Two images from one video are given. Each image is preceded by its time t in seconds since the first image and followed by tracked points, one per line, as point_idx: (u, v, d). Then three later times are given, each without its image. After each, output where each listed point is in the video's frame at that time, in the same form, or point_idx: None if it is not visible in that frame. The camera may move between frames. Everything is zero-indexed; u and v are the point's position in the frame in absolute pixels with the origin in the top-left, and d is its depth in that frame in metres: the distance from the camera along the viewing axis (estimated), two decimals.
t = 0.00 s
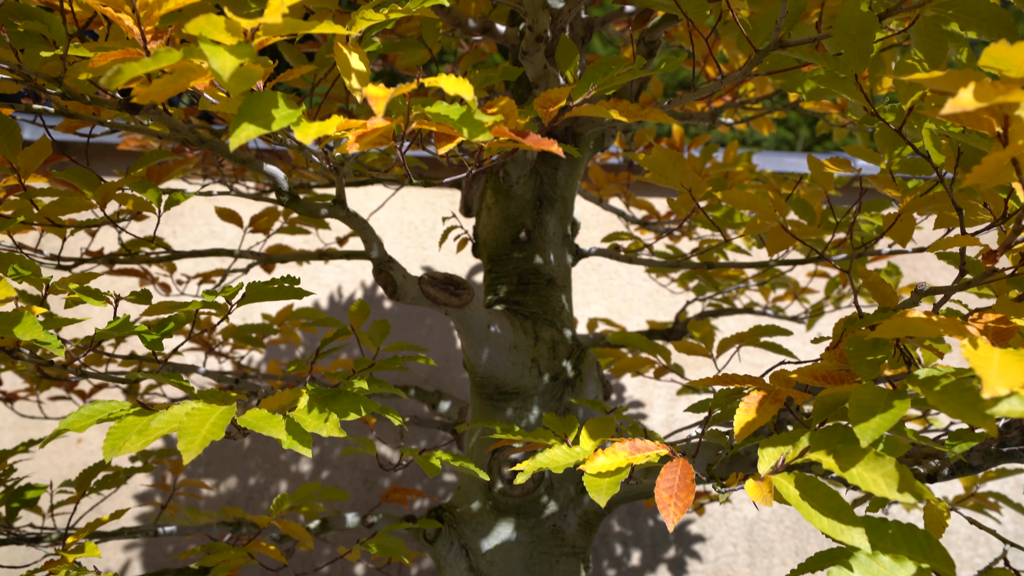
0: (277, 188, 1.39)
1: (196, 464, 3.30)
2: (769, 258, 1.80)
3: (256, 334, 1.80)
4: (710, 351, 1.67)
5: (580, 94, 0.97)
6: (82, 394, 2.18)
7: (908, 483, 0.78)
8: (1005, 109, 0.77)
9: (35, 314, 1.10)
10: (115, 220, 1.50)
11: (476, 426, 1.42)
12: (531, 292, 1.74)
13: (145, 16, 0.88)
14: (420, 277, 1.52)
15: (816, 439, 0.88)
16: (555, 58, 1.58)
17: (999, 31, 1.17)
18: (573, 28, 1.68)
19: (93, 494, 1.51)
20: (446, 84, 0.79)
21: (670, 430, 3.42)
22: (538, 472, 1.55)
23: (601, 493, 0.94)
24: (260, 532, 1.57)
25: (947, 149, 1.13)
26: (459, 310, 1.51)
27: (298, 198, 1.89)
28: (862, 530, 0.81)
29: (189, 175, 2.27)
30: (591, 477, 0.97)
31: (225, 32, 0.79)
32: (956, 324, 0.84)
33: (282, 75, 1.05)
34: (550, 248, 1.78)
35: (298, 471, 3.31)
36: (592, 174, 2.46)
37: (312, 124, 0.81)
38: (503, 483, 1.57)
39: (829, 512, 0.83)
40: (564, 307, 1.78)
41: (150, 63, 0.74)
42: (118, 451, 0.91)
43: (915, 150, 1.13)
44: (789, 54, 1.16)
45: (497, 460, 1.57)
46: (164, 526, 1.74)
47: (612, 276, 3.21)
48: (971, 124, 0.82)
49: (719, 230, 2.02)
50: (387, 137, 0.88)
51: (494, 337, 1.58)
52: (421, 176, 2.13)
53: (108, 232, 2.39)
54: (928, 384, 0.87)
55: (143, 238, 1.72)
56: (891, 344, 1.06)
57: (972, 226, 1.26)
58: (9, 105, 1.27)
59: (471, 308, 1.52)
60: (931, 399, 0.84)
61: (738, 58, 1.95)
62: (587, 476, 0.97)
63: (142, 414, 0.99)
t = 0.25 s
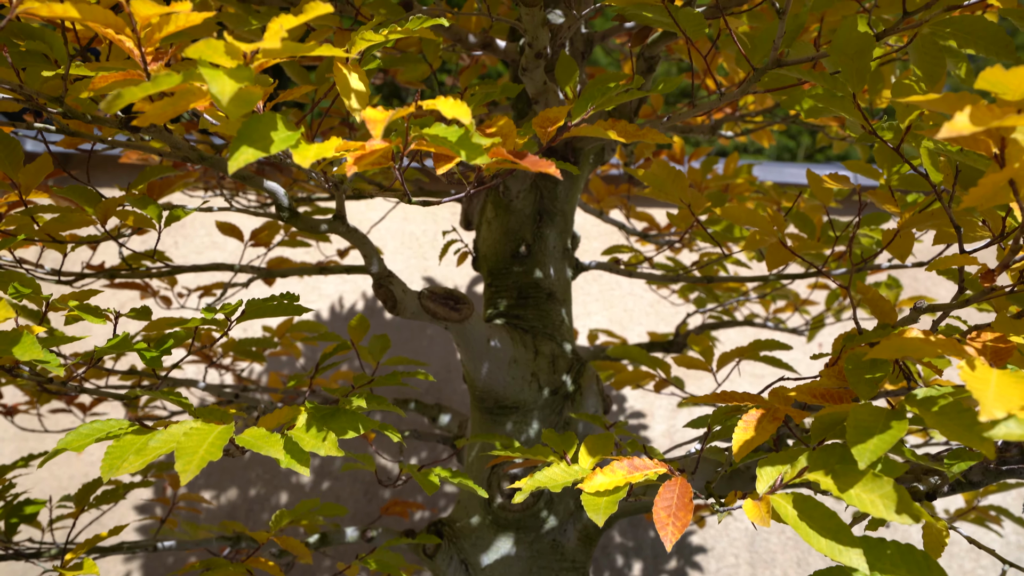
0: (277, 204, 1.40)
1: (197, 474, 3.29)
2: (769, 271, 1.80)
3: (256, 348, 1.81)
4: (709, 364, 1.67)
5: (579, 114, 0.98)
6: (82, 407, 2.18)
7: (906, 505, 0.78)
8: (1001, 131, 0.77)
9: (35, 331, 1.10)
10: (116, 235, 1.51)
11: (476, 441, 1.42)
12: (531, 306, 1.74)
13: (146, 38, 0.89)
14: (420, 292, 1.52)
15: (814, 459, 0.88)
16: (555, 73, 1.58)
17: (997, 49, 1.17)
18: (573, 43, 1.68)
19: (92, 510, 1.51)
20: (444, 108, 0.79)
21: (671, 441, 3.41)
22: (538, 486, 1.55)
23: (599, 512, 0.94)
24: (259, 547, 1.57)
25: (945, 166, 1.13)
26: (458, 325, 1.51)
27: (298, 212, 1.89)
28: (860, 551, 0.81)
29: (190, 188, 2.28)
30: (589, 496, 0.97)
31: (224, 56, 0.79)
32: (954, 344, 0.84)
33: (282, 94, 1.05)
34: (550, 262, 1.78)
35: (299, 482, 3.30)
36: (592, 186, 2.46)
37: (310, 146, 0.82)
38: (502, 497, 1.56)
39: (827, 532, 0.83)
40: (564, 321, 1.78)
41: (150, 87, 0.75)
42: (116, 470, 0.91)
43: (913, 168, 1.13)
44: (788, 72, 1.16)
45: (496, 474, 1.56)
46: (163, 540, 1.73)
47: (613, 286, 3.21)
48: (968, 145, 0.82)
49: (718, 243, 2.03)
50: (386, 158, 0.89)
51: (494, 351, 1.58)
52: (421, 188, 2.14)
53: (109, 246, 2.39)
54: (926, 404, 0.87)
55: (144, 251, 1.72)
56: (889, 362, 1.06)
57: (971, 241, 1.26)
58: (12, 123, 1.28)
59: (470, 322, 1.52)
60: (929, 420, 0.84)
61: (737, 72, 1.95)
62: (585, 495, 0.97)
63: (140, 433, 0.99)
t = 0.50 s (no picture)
0: (276, 213, 1.40)
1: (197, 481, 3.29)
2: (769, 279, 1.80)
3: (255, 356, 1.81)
4: (709, 372, 1.66)
5: (577, 125, 0.98)
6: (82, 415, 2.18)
7: (907, 518, 0.78)
8: (999, 144, 0.78)
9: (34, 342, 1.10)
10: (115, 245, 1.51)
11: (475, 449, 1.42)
12: (531, 314, 1.74)
13: (144, 51, 0.89)
14: (419, 300, 1.52)
15: (813, 471, 0.88)
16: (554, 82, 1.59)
17: (995, 58, 1.18)
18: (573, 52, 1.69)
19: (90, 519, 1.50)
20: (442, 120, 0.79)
21: (671, 447, 3.40)
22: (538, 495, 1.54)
23: (598, 524, 0.94)
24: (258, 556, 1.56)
25: (943, 177, 1.14)
26: (458, 333, 1.51)
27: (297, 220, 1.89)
28: (860, 563, 0.80)
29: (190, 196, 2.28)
30: (589, 507, 0.97)
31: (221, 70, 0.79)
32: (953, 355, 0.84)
33: (280, 106, 1.06)
34: (549, 270, 1.78)
35: (299, 488, 3.30)
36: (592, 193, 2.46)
37: (308, 159, 0.82)
38: (502, 506, 1.56)
39: (827, 545, 0.83)
40: (563, 328, 1.78)
41: (147, 100, 0.75)
42: (114, 483, 0.90)
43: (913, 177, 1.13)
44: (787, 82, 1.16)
45: (496, 483, 1.56)
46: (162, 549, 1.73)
47: (613, 292, 3.21)
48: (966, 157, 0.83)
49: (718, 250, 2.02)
50: (384, 170, 0.89)
51: (494, 359, 1.58)
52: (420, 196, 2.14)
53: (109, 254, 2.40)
54: (926, 416, 0.87)
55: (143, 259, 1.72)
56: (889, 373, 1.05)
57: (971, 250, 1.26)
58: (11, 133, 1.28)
59: (470, 330, 1.52)
60: (928, 431, 0.84)
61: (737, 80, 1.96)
62: (584, 506, 0.97)
63: (137, 445, 0.99)
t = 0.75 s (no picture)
0: (275, 226, 1.39)
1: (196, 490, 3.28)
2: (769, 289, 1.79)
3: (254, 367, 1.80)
4: (709, 383, 1.65)
5: (576, 139, 0.97)
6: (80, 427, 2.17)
7: (910, 538, 0.77)
8: (1000, 160, 0.77)
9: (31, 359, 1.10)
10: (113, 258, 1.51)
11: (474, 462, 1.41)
12: (530, 325, 1.73)
13: (142, 67, 0.89)
14: (418, 312, 1.52)
15: (815, 489, 0.87)
16: (553, 92, 1.59)
17: (994, 69, 1.17)
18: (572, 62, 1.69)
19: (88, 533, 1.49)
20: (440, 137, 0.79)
21: (672, 455, 3.39)
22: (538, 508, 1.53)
23: (598, 543, 0.93)
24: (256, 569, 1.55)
25: (944, 189, 1.13)
26: (457, 345, 1.51)
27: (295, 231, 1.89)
28: None
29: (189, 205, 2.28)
30: (589, 525, 0.96)
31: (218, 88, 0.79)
32: (955, 372, 0.83)
33: (279, 120, 1.05)
34: (548, 280, 1.77)
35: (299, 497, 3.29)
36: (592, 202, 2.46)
37: (306, 177, 0.81)
38: (502, 518, 1.55)
39: (829, 564, 0.82)
40: (563, 339, 1.77)
41: (144, 120, 0.75)
42: (111, 502, 0.90)
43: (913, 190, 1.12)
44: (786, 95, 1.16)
45: (496, 496, 1.55)
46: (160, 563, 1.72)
47: (613, 300, 3.20)
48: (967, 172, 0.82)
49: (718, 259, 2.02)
50: (382, 186, 0.88)
51: (493, 371, 1.57)
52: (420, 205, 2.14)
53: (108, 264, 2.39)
54: (928, 433, 0.86)
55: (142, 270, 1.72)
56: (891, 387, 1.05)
57: (972, 261, 1.26)
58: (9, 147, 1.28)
59: (469, 342, 1.52)
60: (930, 448, 0.83)
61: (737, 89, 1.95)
62: (585, 523, 0.96)
63: (135, 463, 0.98)
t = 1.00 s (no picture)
0: (272, 241, 1.39)
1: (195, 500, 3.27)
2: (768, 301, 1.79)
3: (251, 380, 1.79)
4: (707, 396, 1.65)
5: (573, 158, 0.97)
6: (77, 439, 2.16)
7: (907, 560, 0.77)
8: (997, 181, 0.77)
9: (26, 376, 1.10)
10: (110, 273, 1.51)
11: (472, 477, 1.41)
12: (528, 338, 1.73)
13: (139, 87, 0.89)
14: (416, 325, 1.51)
15: (813, 509, 0.87)
16: (550, 106, 1.59)
17: (989, 85, 1.17)
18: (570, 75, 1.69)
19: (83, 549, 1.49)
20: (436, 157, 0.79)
21: (671, 464, 3.39)
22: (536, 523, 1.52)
23: (595, 563, 0.93)
24: None
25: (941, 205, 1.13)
26: (454, 359, 1.50)
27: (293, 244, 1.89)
28: None
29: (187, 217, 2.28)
30: (586, 544, 0.95)
31: (215, 110, 0.79)
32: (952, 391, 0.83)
33: (276, 137, 1.05)
34: (546, 293, 1.77)
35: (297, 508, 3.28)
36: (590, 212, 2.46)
37: (302, 199, 0.81)
38: (500, 533, 1.54)
39: None
40: (561, 352, 1.77)
41: (140, 142, 0.75)
42: (105, 523, 0.89)
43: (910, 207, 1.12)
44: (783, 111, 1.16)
45: (494, 511, 1.55)
46: None
47: (612, 309, 3.20)
48: (963, 193, 0.82)
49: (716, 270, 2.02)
50: (378, 206, 0.88)
51: (491, 384, 1.57)
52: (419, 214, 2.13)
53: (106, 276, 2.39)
54: (926, 452, 0.85)
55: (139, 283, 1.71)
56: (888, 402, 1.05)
57: (970, 276, 1.25)
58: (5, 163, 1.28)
59: (467, 356, 1.52)
60: (928, 468, 0.83)
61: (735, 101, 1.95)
62: (582, 543, 0.96)
63: (130, 483, 0.98)
